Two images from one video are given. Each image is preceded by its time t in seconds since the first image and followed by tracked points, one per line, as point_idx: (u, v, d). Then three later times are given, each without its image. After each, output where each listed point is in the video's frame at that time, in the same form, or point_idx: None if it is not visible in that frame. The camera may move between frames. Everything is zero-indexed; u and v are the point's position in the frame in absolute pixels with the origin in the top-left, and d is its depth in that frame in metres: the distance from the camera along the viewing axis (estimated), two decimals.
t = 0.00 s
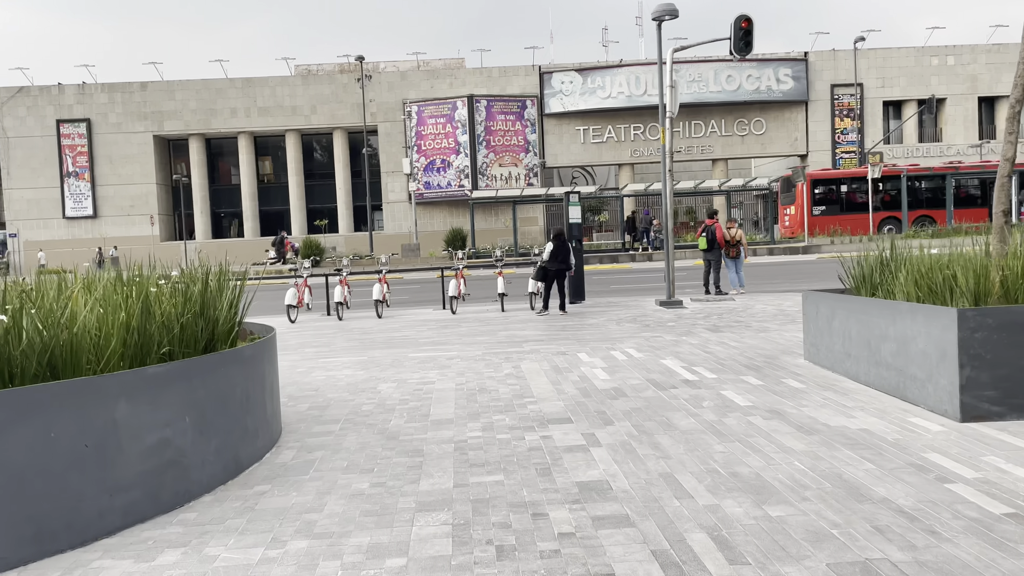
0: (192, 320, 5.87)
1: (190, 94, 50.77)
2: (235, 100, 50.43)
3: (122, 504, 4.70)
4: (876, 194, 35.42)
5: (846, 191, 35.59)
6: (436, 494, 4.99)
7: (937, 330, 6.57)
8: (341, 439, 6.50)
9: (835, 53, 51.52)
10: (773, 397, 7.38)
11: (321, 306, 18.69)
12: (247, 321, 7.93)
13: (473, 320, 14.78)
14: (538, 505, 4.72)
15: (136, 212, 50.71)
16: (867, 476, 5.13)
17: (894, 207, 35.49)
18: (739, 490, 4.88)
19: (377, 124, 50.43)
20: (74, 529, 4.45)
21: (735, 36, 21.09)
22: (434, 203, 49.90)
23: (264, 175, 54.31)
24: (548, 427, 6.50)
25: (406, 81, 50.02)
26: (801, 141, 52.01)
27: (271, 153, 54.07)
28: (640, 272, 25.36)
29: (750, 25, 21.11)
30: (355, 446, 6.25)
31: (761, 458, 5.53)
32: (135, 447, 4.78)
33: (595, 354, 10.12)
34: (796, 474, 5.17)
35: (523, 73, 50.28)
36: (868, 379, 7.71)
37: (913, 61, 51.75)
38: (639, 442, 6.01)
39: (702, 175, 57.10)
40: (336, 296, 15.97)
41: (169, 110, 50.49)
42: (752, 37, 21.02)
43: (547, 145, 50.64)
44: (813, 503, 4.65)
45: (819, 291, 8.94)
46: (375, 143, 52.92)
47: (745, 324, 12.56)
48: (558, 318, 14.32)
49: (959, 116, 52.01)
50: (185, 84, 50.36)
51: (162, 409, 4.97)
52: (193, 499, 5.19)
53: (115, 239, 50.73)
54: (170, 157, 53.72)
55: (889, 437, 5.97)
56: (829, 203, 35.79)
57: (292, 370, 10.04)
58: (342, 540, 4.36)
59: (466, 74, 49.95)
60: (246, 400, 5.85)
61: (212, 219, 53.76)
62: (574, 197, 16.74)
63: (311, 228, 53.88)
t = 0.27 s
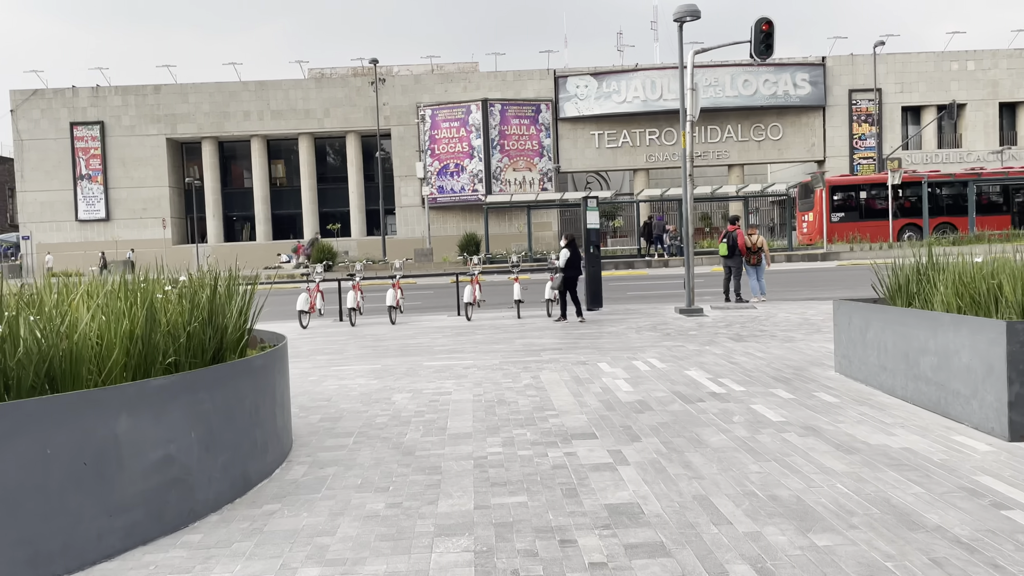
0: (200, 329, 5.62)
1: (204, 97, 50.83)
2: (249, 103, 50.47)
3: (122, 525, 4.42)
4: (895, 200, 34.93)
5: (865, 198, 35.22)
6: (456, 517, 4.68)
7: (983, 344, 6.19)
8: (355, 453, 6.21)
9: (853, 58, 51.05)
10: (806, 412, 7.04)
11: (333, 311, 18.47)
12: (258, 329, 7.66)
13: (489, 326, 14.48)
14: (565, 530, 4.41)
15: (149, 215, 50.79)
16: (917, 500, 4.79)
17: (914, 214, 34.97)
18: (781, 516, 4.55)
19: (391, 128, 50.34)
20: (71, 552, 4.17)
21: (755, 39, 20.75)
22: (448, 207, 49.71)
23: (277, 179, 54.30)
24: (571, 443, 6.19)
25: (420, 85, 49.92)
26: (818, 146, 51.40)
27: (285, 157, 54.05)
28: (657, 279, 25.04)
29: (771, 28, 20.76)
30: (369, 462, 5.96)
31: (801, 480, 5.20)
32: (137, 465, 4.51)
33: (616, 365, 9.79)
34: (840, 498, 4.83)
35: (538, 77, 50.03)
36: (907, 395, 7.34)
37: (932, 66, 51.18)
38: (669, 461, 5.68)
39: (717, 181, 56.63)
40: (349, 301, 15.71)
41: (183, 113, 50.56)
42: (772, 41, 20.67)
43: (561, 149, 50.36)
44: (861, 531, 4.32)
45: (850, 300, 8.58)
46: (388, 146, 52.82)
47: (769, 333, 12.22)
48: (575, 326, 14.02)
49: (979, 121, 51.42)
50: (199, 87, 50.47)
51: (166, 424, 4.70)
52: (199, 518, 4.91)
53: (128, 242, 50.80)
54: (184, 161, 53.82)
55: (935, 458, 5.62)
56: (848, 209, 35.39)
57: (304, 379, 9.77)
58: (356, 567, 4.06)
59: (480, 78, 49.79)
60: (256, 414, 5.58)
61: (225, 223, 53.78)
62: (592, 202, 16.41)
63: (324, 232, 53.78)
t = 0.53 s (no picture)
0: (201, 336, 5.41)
1: (212, 101, 50.79)
2: (256, 107, 50.41)
3: (112, 547, 4.20)
4: (905, 209, 34.61)
5: (874, 207, 34.86)
6: (466, 541, 4.43)
7: (1016, 360, 5.91)
8: (360, 469, 5.96)
9: (862, 66, 50.74)
10: (829, 429, 6.75)
11: (339, 317, 18.24)
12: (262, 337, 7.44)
13: (497, 334, 14.24)
14: (582, 558, 4.15)
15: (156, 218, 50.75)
16: (954, 527, 4.52)
17: (924, 223, 34.64)
18: (811, 543, 4.28)
19: (398, 133, 50.22)
20: None
21: (767, 46, 20.48)
22: (454, 213, 49.51)
23: (284, 183, 54.21)
24: (585, 460, 5.93)
25: (427, 91, 49.80)
26: (826, 154, 51.06)
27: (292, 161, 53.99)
28: (665, 287, 24.76)
29: (782, 35, 20.51)
30: (374, 478, 5.71)
31: (829, 505, 4.92)
32: (129, 482, 4.29)
33: (629, 376, 9.54)
34: (873, 525, 4.56)
35: (545, 84, 49.85)
36: (933, 411, 7.05)
37: (942, 75, 50.81)
38: (688, 481, 5.43)
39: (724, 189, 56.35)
40: (355, 307, 15.48)
41: (191, 117, 50.54)
42: (784, 47, 20.41)
43: (568, 156, 50.12)
44: (898, 561, 4.05)
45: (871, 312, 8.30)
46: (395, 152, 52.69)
47: (784, 344, 11.94)
48: (585, 334, 13.76)
49: (989, 131, 51.03)
50: (207, 91, 50.45)
51: (161, 439, 4.49)
52: (194, 538, 4.69)
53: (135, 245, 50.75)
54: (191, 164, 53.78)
55: (969, 481, 5.34)
56: (857, 218, 35.03)
57: (308, 388, 9.53)
58: None
59: (487, 84, 49.64)
60: (256, 427, 5.35)
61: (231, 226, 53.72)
62: (601, 209, 16.15)
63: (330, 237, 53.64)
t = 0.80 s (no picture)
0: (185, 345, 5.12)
1: (210, 105, 50.54)
2: (255, 111, 50.14)
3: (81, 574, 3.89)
4: (907, 218, 34.40)
5: (875, 216, 34.65)
6: (463, 569, 4.11)
7: None
8: (352, 487, 5.64)
9: (862, 75, 50.61)
10: (845, 447, 6.44)
11: (334, 323, 17.91)
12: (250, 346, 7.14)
13: (495, 342, 13.93)
14: None
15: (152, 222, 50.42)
16: (987, 557, 4.21)
17: (926, 233, 34.44)
18: None
19: (397, 138, 49.98)
20: None
21: (770, 52, 20.24)
22: (453, 219, 49.23)
23: (282, 188, 53.91)
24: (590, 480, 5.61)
25: (427, 96, 49.58)
26: (826, 163, 50.90)
27: (290, 166, 53.74)
28: (666, 295, 24.46)
29: (786, 41, 20.27)
30: (367, 497, 5.39)
31: (851, 531, 4.61)
32: (101, 504, 3.98)
33: (632, 387, 9.24)
34: (900, 555, 4.24)
35: (545, 90, 49.65)
36: (953, 429, 6.74)
37: (943, 85, 50.67)
38: (700, 503, 5.11)
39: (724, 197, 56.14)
40: (351, 314, 15.16)
41: (189, 121, 50.28)
42: (787, 54, 20.17)
43: (567, 163, 49.90)
44: None
45: (884, 323, 8.00)
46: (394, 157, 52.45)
47: (790, 355, 11.63)
48: (586, 344, 13.45)
49: (989, 141, 50.91)
50: (206, 95, 50.19)
51: (137, 457, 4.18)
52: (172, 563, 4.37)
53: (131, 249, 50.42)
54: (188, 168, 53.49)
55: (997, 506, 5.02)
56: (858, 227, 34.79)
57: (301, 397, 9.22)
58: None
59: (487, 90, 49.44)
60: (242, 443, 5.04)
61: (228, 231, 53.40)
62: (603, 215, 15.84)
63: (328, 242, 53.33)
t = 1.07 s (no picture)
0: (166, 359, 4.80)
1: (204, 111, 50.20)
2: (248, 117, 49.81)
3: None
4: (904, 229, 34.32)
5: (872, 227, 34.57)
6: None
7: None
8: (342, 510, 5.32)
9: (858, 85, 50.63)
10: (860, 468, 6.16)
11: (327, 333, 17.57)
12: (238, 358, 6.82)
13: (491, 353, 13.63)
14: None
15: (144, 228, 50.00)
16: None
17: (923, 244, 34.36)
18: None
19: (391, 146, 49.72)
20: None
21: (769, 61, 20.05)
22: (447, 226, 48.99)
23: (275, 195, 53.57)
24: (595, 504, 5.30)
25: (422, 103, 49.36)
26: (822, 173, 50.93)
27: (283, 172, 53.42)
28: (662, 305, 24.20)
29: (785, 50, 20.09)
30: (358, 521, 5.08)
31: (874, 561, 4.33)
32: (68, 536, 3.66)
33: (634, 402, 8.96)
34: None
35: (541, 98, 49.51)
36: (970, 449, 6.47)
37: (938, 96, 50.73)
38: (712, 530, 4.82)
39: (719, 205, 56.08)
40: (344, 323, 14.83)
41: (182, 127, 49.93)
42: (787, 62, 19.98)
43: (563, 171, 49.76)
44: None
45: (896, 338, 7.72)
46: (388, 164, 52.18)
47: (793, 369, 11.36)
48: (584, 356, 13.16)
49: (984, 152, 51.01)
50: (199, 100, 49.85)
51: (110, 483, 3.86)
52: None
53: (122, 255, 49.97)
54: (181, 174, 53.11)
55: None
56: (856, 237, 34.66)
57: (291, 412, 8.90)
58: None
59: (483, 98, 49.29)
60: (226, 464, 4.72)
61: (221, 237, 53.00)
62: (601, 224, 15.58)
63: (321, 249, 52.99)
